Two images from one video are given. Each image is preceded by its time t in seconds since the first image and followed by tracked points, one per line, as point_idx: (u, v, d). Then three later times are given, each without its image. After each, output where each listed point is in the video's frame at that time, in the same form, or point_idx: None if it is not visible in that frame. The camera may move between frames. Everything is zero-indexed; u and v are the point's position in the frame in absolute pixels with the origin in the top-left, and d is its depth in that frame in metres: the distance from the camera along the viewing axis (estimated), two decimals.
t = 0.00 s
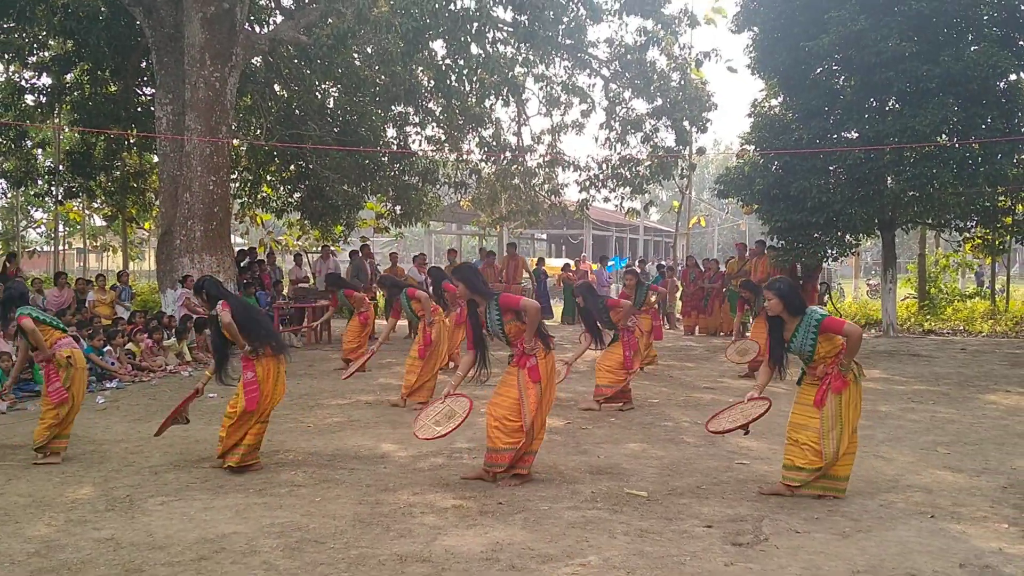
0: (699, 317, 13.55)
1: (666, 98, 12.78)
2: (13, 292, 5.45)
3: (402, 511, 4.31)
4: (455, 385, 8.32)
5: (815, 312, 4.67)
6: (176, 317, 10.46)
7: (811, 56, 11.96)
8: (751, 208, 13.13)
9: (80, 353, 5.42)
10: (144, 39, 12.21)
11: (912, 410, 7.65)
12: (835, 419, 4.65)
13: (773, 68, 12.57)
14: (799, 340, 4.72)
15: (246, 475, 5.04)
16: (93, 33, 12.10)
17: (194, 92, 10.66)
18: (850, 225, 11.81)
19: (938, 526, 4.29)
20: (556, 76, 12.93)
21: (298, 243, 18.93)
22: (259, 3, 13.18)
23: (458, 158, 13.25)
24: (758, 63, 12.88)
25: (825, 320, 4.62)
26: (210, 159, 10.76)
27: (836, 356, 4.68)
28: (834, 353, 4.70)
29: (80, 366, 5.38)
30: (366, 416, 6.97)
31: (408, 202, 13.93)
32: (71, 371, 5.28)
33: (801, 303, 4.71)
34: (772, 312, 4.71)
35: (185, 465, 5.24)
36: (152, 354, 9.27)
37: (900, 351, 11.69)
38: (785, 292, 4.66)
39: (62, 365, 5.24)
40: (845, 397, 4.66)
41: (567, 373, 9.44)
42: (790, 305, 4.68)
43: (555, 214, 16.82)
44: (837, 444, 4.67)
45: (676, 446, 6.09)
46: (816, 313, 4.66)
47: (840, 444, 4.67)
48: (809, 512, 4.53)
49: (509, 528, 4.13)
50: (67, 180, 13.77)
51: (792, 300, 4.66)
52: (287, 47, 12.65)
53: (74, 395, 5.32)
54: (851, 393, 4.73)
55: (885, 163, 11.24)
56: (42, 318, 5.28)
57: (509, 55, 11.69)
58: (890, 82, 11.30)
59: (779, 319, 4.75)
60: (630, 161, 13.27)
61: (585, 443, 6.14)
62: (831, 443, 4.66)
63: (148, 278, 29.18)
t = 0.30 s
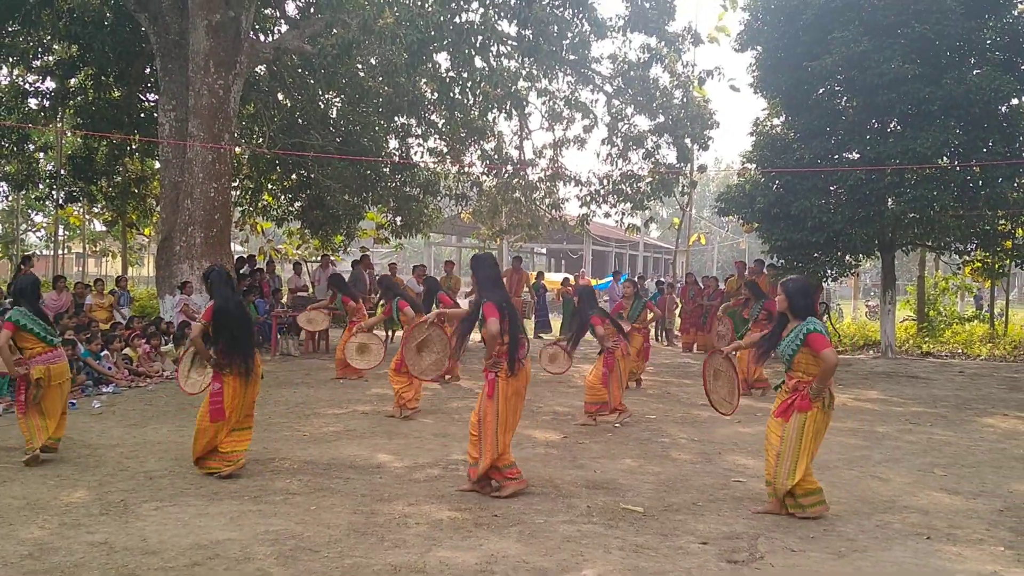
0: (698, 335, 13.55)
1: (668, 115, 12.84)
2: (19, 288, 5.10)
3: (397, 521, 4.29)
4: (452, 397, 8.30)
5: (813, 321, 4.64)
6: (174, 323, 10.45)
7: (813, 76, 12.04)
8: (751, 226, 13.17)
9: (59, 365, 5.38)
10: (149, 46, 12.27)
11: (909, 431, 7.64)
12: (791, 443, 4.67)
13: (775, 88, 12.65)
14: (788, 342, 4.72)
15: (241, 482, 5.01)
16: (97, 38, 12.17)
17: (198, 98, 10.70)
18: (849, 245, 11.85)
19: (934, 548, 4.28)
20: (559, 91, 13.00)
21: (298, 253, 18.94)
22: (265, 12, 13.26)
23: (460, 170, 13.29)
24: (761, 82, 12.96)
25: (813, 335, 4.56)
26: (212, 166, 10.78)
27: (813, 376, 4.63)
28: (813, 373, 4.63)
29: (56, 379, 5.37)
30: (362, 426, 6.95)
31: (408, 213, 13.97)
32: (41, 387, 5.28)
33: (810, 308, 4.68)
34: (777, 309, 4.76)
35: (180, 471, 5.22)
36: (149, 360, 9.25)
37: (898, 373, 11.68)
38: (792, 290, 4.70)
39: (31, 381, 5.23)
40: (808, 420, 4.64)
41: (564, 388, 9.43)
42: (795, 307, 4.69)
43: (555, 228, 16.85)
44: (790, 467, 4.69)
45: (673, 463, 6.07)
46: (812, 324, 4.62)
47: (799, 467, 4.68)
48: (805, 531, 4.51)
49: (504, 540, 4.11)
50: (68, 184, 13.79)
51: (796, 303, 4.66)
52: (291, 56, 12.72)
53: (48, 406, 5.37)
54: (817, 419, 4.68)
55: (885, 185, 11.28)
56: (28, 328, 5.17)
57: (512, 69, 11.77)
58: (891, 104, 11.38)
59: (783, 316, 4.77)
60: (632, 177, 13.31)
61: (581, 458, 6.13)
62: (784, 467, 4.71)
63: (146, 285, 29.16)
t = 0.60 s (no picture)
0: (697, 351, 13.57)
1: (667, 132, 12.91)
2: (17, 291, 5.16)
3: (395, 538, 4.27)
4: (450, 414, 8.29)
5: (815, 334, 4.68)
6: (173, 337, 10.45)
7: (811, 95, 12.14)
8: (750, 244, 13.22)
9: (33, 375, 5.25)
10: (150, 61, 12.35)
11: (908, 449, 7.63)
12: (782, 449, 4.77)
13: (774, 107, 12.75)
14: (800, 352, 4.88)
15: (238, 497, 5.00)
16: (100, 53, 12.26)
17: (200, 114, 10.75)
18: (848, 263, 11.89)
19: (934, 566, 4.27)
20: (559, 108, 13.08)
21: (297, 268, 18.96)
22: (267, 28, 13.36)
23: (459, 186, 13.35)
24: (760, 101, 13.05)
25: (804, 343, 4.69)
26: (213, 181, 10.82)
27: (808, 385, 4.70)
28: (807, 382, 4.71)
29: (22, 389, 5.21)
30: (360, 441, 6.94)
31: (408, 229, 14.00)
32: (7, 388, 5.23)
33: (819, 322, 4.69)
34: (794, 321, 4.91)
35: (178, 486, 5.20)
36: (147, 374, 9.24)
37: (897, 391, 11.67)
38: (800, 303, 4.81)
39: (3, 380, 5.25)
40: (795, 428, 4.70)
41: (563, 404, 9.42)
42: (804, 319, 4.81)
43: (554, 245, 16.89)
44: (779, 478, 4.73)
45: (672, 480, 6.06)
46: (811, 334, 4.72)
47: (786, 478, 4.68)
48: (804, 549, 4.50)
49: (503, 557, 4.09)
50: (68, 198, 13.83)
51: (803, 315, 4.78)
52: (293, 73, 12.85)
53: (8, 414, 5.22)
54: (807, 430, 4.66)
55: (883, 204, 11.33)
56: (17, 338, 5.19)
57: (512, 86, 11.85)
58: (890, 123, 11.46)
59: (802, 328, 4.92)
60: (631, 194, 13.36)
61: (580, 475, 6.11)
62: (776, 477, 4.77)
63: (145, 299, 29.11)
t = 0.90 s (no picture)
0: (701, 359, 13.55)
1: (673, 140, 12.92)
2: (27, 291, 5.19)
3: (399, 541, 4.27)
4: (454, 418, 8.28)
5: (815, 338, 4.64)
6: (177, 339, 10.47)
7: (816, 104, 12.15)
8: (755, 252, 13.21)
9: (40, 372, 5.29)
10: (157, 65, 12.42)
11: (912, 458, 7.61)
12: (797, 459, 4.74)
13: (780, 115, 12.76)
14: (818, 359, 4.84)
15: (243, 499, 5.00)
16: (107, 56, 12.33)
17: (206, 117, 10.79)
18: (852, 271, 11.88)
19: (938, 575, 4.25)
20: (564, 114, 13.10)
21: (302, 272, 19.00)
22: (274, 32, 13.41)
23: (464, 191, 13.37)
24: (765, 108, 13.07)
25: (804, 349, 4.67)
26: (219, 184, 10.85)
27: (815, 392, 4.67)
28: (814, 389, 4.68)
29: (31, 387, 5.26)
30: (364, 445, 6.94)
31: (413, 234, 14.02)
32: (17, 388, 5.29)
33: (824, 326, 4.65)
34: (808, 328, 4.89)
35: (182, 488, 5.21)
36: (151, 377, 9.25)
37: (901, 400, 11.64)
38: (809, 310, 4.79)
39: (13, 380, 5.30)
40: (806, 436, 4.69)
41: (567, 410, 9.41)
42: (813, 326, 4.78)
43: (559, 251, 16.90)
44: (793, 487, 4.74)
45: (676, 487, 6.05)
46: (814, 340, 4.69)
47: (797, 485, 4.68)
48: (807, 556, 4.49)
49: (506, 562, 4.08)
50: (73, 200, 13.90)
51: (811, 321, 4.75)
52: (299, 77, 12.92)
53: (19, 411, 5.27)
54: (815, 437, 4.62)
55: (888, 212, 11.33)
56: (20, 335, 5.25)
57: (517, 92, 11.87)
58: (895, 131, 11.46)
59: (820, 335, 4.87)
60: (636, 201, 13.36)
61: (584, 480, 6.10)
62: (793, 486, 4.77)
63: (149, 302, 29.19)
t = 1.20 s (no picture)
0: (710, 360, 13.53)
1: (680, 141, 12.90)
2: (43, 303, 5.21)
3: (410, 545, 4.27)
4: (464, 421, 8.28)
5: (828, 345, 4.66)
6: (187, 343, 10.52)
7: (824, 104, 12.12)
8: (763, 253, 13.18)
9: (63, 381, 5.32)
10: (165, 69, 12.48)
11: (924, 459, 7.56)
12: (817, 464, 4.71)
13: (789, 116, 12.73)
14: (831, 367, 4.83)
15: (255, 503, 5.01)
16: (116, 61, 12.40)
17: (215, 121, 10.85)
18: (861, 272, 11.82)
19: None
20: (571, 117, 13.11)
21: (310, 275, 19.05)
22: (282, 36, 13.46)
23: (471, 194, 13.38)
24: (773, 109, 13.04)
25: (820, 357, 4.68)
26: (227, 189, 10.89)
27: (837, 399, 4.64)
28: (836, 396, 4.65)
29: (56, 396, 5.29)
30: (374, 448, 6.95)
31: (420, 236, 14.04)
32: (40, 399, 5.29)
33: (834, 332, 4.70)
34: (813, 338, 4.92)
35: (193, 492, 5.22)
36: (161, 381, 9.30)
37: (912, 401, 11.57)
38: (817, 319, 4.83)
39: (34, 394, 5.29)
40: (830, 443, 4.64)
41: (576, 412, 9.40)
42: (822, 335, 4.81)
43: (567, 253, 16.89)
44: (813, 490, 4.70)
45: (687, 489, 6.03)
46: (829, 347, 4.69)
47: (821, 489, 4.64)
48: (819, 558, 4.46)
49: (518, 564, 4.08)
50: (82, 205, 13.98)
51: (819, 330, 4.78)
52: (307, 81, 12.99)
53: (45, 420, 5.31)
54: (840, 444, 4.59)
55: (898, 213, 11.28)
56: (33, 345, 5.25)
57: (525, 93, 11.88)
58: (905, 131, 11.41)
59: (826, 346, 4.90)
60: (644, 203, 13.34)
61: (594, 483, 6.09)
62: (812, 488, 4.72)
63: (158, 307, 29.31)
